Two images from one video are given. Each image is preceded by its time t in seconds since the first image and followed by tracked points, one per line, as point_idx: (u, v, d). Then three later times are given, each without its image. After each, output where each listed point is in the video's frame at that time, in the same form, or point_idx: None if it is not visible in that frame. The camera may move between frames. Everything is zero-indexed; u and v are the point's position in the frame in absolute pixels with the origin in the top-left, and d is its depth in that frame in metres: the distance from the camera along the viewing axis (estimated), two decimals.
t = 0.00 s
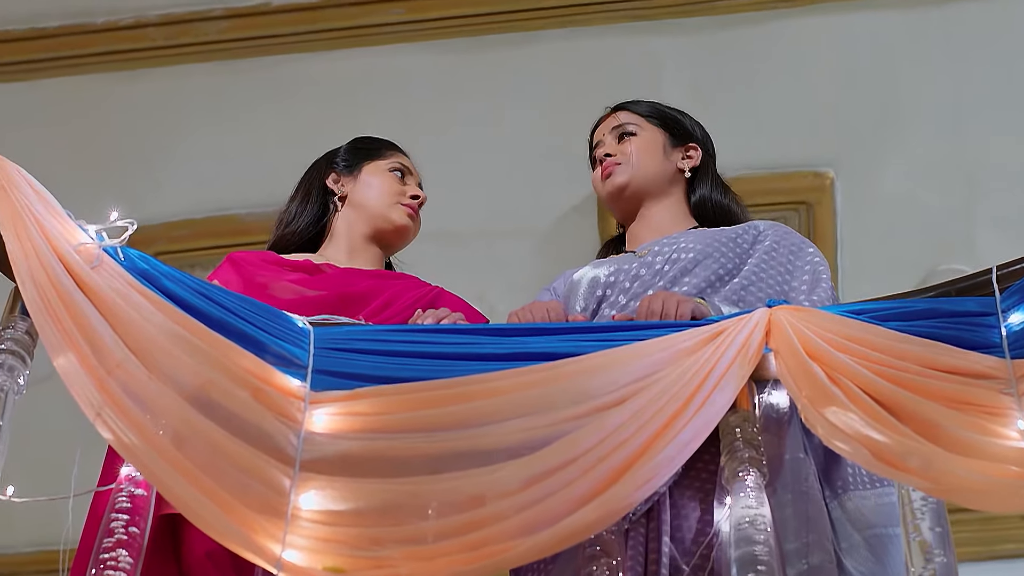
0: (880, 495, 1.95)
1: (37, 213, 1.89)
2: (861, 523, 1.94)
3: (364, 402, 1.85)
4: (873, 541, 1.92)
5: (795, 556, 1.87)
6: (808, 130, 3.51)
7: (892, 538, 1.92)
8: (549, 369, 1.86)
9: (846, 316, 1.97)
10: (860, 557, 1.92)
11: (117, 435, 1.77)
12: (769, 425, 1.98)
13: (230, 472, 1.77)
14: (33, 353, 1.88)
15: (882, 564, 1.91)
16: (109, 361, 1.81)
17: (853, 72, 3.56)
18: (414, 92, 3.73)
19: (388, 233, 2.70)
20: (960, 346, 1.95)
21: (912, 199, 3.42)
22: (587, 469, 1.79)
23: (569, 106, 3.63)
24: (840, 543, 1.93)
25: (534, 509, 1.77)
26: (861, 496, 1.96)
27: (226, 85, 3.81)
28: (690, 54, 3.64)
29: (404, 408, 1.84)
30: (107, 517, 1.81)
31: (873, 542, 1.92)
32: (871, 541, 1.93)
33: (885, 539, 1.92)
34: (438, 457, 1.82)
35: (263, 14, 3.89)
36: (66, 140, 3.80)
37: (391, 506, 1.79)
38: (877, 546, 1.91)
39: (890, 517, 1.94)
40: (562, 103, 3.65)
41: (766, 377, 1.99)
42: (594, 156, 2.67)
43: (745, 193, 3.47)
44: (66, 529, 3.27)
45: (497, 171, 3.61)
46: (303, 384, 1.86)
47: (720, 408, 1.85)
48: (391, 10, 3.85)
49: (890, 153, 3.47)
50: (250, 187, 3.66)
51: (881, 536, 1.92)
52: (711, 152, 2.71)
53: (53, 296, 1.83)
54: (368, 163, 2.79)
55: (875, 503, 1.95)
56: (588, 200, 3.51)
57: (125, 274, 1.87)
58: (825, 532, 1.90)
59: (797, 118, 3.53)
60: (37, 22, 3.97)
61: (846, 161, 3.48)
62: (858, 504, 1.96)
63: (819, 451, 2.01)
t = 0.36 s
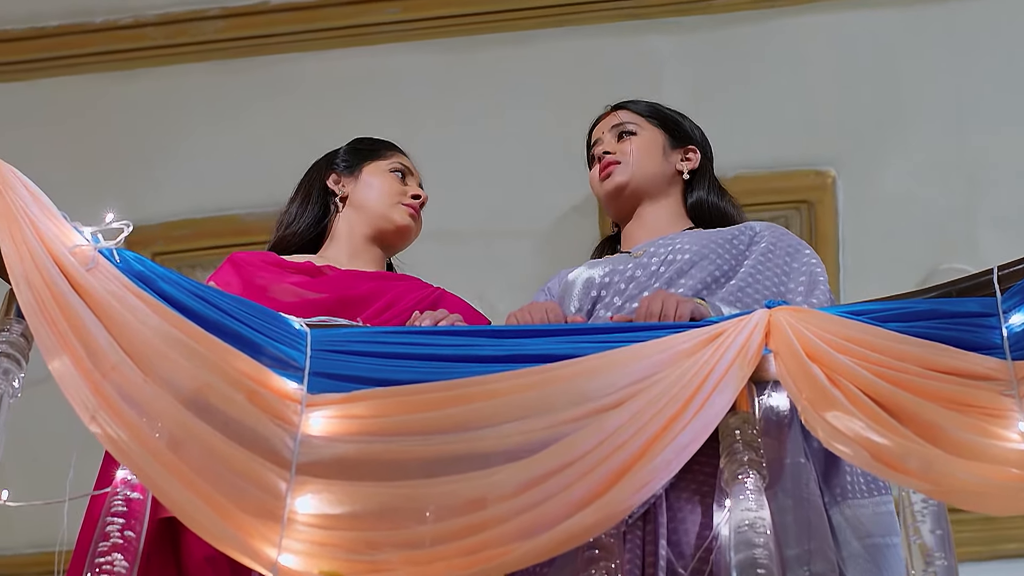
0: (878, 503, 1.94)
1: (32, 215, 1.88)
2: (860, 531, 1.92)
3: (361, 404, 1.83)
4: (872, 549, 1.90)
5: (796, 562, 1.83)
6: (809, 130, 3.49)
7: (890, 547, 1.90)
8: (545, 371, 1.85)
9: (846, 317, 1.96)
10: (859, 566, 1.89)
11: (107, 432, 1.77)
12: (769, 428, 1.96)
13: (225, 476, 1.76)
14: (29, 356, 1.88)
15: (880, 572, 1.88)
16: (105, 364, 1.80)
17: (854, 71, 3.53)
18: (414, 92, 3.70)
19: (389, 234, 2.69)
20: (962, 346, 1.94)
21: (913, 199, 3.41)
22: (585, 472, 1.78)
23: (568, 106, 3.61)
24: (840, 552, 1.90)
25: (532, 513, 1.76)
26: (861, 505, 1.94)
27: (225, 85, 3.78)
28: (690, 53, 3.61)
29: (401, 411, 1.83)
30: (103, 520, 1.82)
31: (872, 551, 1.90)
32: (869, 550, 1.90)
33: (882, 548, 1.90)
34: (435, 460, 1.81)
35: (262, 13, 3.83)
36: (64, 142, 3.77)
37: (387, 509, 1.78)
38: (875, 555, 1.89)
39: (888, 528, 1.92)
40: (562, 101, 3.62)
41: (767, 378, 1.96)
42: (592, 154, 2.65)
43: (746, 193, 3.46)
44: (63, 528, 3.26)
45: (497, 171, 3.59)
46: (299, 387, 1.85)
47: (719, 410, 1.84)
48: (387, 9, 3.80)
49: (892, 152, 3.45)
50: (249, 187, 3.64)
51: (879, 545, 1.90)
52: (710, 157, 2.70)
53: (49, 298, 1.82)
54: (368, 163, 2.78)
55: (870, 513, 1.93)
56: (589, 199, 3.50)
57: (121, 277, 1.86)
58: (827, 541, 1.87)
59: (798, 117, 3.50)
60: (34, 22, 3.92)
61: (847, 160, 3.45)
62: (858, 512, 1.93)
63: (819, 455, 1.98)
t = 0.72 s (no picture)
0: (874, 513, 1.94)
1: (27, 221, 1.89)
2: (859, 539, 1.91)
3: (358, 411, 1.83)
4: (871, 558, 1.89)
5: (797, 570, 1.82)
6: (811, 133, 3.47)
7: (886, 557, 1.89)
8: (542, 377, 1.84)
9: (846, 321, 1.95)
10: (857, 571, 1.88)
11: (106, 445, 1.76)
12: (768, 434, 1.94)
13: (222, 484, 1.75)
14: (24, 363, 1.88)
15: None
16: (100, 371, 1.79)
17: (857, 74, 3.50)
18: (413, 94, 3.66)
19: (389, 238, 2.68)
20: (963, 352, 1.92)
21: (916, 200, 3.40)
22: (583, 478, 1.77)
23: (569, 109, 3.58)
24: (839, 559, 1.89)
25: (531, 519, 1.75)
26: (859, 513, 1.94)
27: (224, 88, 3.73)
28: (692, 55, 3.57)
29: (400, 417, 1.82)
30: (99, 529, 1.82)
31: (870, 559, 1.89)
32: (868, 559, 1.89)
33: (880, 557, 1.89)
34: (433, 466, 1.80)
35: (262, 17, 3.77)
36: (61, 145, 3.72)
37: (385, 516, 1.77)
38: (874, 565, 1.88)
39: (884, 536, 1.92)
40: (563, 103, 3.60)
41: (766, 384, 1.95)
42: (588, 157, 2.65)
43: (747, 194, 3.45)
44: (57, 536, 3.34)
45: (497, 174, 3.57)
46: (297, 394, 1.85)
47: (719, 415, 1.83)
48: (387, 12, 3.75)
49: (894, 153, 3.44)
50: (248, 190, 3.63)
51: (877, 554, 1.89)
52: (704, 162, 2.69)
53: (43, 304, 1.83)
54: (368, 168, 2.77)
55: (869, 521, 1.93)
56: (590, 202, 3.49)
57: (116, 283, 1.86)
58: (828, 549, 1.85)
59: (800, 120, 3.48)
60: (32, 26, 3.85)
61: (849, 161, 3.44)
62: (856, 520, 1.93)
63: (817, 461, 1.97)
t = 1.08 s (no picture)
0: (870, 521, 1.93)
1: (23, 226, 1.88)
2: (858, 548, 1.89)
3: (355, 417, 1.82)
4: (867, 568, 1.87)
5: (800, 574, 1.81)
6: (812, 135, 3.46)
7: (883, 565, 1.88)
8: (541, 382, 1.83)
9: (845, 326, 1.94)
10: None
11: (101, 450, 1.76)
12: (768, 439, 1.94)
13: (219, 490, 1.75)
14: (20, 369, 1.88)
15: None
16: (96, 377, 1.79)
17: (857, 76, 3.49)
18: (413, 97, 3.65)
19: (385, 243, 2.67)
20: (963, 356, 1.92)
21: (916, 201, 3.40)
22: (583, 484, 1.76)
23: (569, 111, 3.57)
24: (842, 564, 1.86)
25: (531, 524, 1.74)
26: (856, 521, 1.93)
27: (223, 91, 3.72)
28: (692, 57, 3.56)
29: (397, 423, 1.81)
30: (96, 535, 1.82)
31: (867, 568, 1.87)
32: (867, 567, 1.87)
33: (878, 566, 1.87)
34: (434, 472, 1.79)
35: (262, 19, 3.77)
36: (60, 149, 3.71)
37: (382, 522, 1.77)
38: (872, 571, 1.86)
39: (881, 545, 1.90)
40: (562, 106, 3.59)
41: (766, 388, 1.95)
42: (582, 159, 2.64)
43: (746, 197, 3.44)
44: (55, 542, 3.37)
45: (497, 177, 3.57)
46: (293, 399, 1.84)
47: (718, 420, 1.82)
48: (388, 14, 3.73)
49: (895, 153, 3.43)
50: (248, 193, 3.62)
51: (875, 563, 1.87)
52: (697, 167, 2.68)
53: (39, 310, 1.82)
54: (366, 173, 2.76)
55: (865, 530, 1.92)
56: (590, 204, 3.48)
57: (112, 288, 1.85)
58: (832, 553, 1.84)
59: (801, 122, 3.47)
60: (31, 29, 3.84)
61: (850, 162, 3.43)
62: (855, 528, 1.92)
63: (814, 466, 1.96)
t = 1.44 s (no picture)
0: (869, 525, 1.92)
1: (23, 232, 1.88)
2: (859, 552, 1.88)
3: (355, 421, 1.82)
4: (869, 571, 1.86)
5: None
6: (814, 138, 3.45)
7: (883, 570, 1.87)
8: (541, 387, 1.83)
9: (845, 329, 1.94)
10: None
11: (100, 455, 1.75)
12: (769, 443, 1.92)
13: (218, 495, 1.75)
14: (19, 374, 1.88)
15: None
16: (95, 382, 1.79)
17: (860, 78, 3.47)
18: (413, 100, 3.64)
19: (382, 246, 2.67)
20: (963, 358, 1.91)
21: (917, 202, 3.41)
22: (583, 488, 1.75)
23: (570, 114, 3.56)
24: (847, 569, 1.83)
25: (532, 528, 1.74)
26: (856, 525, 1.92)
27: (223, 95, 3.69)
28: (694, 60, 3.54)
29: (396, 427, 1.81)
30: (95, 540, 1.81)
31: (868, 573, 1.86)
32: (868, 571, 1.86)
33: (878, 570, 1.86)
34: (433, 476, 1.79)
35: (263, 23, 3.75)
36: (59, 152, 3.69)
37: (381, 527, 1.76)
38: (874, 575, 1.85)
39: (879, 549, 1.90)
40: (563, 108, 3.57)
41: (766, 391, 1.94)
42: (578, 160, 2.63)
43: (745, 200, 3.44)
44: (54, 547, 3.37)
45: (498, 180, 3.57)
46: (293, 403, 1.84)
47: (719, 423, 1.82)
48: (389, 17, 3.72)
49: (897, 155, 3.43)
50: (248, 197, 3.62)
51: (876, 566, 1.87)
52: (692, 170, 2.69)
53: (38, 316, 1.82)
54: (363, 176, 2.76)
55: (865, 534, 1.91)
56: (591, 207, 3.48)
57: (111, 293, 1.85)
58: (837, 559, 1.80)
59: (803, 124, 3.46)
60: (31, 33, 3.82)
61: (852, 165, 3.43)
62: (855, 532, 1.91)
63: (813, 470, 1.95)
